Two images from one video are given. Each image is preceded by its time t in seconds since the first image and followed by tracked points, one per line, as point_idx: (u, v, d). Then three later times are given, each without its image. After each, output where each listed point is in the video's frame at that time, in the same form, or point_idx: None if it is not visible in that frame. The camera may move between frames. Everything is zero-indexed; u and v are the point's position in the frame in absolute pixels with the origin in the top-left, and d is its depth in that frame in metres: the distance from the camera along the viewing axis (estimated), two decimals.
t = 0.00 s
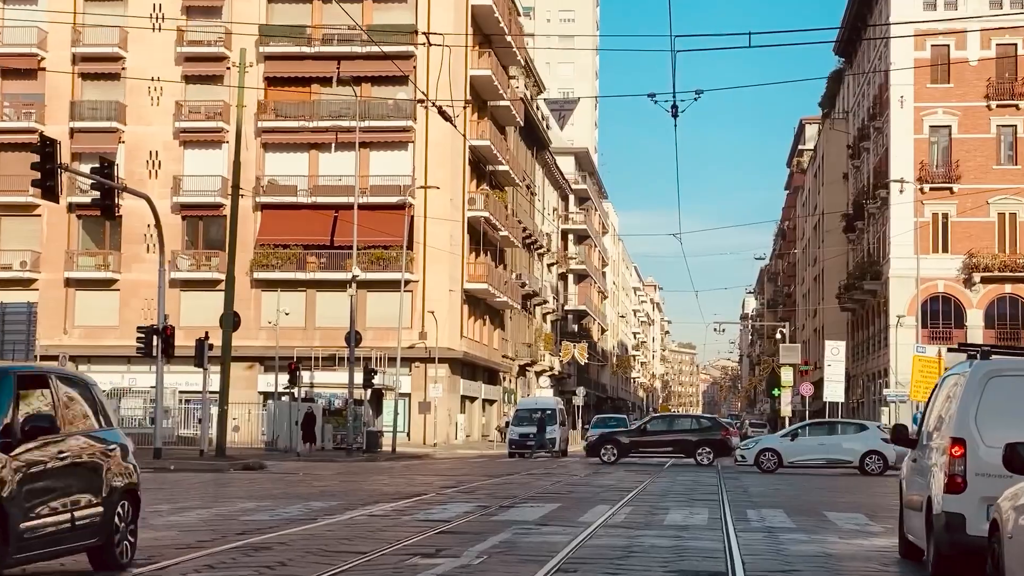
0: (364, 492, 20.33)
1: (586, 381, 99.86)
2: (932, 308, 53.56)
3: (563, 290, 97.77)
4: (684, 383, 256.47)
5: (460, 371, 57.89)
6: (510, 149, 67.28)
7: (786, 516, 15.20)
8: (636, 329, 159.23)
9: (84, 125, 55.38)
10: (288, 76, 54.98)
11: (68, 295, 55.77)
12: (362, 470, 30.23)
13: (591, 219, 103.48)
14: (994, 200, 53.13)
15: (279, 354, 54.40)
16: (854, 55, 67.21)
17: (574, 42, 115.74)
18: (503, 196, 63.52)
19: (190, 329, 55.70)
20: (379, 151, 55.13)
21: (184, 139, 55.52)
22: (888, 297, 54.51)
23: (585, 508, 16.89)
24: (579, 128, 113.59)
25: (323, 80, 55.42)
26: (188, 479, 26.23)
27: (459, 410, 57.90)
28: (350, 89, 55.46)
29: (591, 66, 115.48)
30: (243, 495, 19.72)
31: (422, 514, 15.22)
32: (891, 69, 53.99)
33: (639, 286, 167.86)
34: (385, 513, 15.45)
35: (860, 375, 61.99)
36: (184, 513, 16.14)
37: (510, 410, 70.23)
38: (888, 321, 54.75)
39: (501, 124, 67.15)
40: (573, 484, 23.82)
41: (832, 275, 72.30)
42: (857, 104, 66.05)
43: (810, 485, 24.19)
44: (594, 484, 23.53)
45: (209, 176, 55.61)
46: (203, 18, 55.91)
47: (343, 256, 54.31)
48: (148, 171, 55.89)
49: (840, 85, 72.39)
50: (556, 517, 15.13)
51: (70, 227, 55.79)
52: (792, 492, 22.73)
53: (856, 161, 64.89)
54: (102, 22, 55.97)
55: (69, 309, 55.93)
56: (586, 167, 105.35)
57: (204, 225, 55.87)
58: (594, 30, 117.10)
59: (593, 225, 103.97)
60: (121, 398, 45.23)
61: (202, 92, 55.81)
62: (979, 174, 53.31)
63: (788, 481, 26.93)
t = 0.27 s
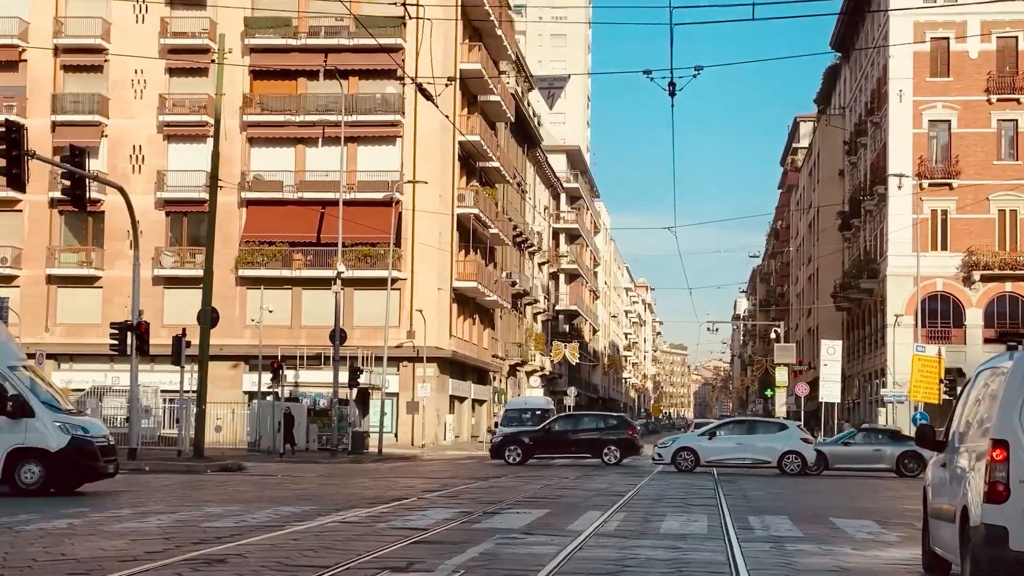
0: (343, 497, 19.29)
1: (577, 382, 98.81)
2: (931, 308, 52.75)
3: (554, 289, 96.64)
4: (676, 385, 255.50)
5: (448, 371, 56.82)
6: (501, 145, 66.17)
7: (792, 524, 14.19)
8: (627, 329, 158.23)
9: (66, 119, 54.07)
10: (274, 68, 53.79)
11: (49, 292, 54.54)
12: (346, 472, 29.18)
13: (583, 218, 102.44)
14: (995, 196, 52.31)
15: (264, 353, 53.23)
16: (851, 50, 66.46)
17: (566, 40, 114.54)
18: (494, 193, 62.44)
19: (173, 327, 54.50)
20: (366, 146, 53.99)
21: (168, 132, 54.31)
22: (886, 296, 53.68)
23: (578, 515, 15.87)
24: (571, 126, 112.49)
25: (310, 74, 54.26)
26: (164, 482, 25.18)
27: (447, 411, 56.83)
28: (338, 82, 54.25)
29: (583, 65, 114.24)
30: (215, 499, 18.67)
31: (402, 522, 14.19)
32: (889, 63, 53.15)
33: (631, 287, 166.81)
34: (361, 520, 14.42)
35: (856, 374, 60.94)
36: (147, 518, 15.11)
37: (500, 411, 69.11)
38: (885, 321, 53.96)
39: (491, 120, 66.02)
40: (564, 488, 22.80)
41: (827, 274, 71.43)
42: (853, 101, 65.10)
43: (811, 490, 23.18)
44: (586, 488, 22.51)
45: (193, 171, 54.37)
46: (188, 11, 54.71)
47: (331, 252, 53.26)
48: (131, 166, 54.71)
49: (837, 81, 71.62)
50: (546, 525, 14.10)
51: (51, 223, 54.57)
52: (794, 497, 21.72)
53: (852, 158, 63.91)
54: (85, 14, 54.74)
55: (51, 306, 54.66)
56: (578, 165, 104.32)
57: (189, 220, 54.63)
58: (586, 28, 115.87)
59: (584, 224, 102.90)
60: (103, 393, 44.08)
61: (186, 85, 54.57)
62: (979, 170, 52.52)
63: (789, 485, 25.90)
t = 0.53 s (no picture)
0: (320, 509, 18.26)
1: (570, 388, 97.79)
2: (930, 313, 51.73)
3: (547, 295, 95.58)
4: (668, 392, 254.35)
5: (438, 377, 55.73)
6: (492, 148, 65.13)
7: (799, 541, 13.18)
8: (620, 335, 157.16)
9: (47, 119, 52.92)
10: (260, 68, 52.72)
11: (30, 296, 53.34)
12: (330, 481, 28.14)
13: (575, 223, 101.43)
14: (995, 199, 51.26)
15: (248, 358, 52.09)
16: (847, 52, 65.51)
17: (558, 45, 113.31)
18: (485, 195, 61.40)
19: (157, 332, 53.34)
20: (355, 147, 52.94)
21: (152, 133, 53.18)
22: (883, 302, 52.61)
23: (569, 529, 14.87)
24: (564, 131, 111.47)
25: (297, 74, 53.09)
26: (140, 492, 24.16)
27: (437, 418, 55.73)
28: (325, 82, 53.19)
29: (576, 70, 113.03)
30: (185, 512, 17.64)
31: (377, 538, 13.18)
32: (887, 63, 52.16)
33: (625, 292, 165.74)
34: (333, 536, 13.41)
35: (853, 382, 59.89)
36: (105, 534, 14.10)
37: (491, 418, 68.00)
38: (883, 327, 52.86)
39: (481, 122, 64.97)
40: (555, 499, 21.77)
41: (823, 279, 70.46)
42: (850, 103, 64.09)
43: (815, 501, 22.15)
44: (578, 499, 21.48)
45: (177, 173, 53.23)
46: (172, 9, 53.64)
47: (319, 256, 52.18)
48: (114, 168, 53.55)
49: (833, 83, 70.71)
50: (534, 541, 13.09)
51: (32, 226, 53.40)
52: (798, 508, 20.70)
53: (849, 161, 62.91)
54: (67, 12, 53.60)
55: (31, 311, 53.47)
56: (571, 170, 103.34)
57: (173, 223, 53.47)
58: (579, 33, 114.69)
59: (577, 229, 101.87)
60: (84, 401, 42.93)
61: (170, 85, 53.46)
62: (978, 172, 51.51)
63: (790, 495, 24.87)
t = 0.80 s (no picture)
0: (293, 524, 17.43)
1: (560, 395, 96.95)
2: (924, 319, 50.85)
3: (537, 301, 94.77)
4: (659, 399, 253.49)
5: (426, 384, 54.85)
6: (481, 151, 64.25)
7: (801, 558, 12.38)
8: (611, 342, 156.31)
9: (26, 121, 51.94)
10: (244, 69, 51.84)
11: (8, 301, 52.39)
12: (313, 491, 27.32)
13: (566, 229, 100.60)
14: (990, 203, 50.38)
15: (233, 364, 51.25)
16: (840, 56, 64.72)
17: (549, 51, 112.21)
18: (474, 200, 60.51)
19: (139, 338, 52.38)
20: (340, 150, 52.05)
21: (133, 136, 52.29)
22: (877, 308, 51.74)
23: (554, 545, 14.05)
24: (554, 136, 110.68)
25: (282, 75, 52.29)
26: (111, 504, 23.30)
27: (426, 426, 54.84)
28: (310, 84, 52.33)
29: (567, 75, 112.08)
30: (150, 527, 16.80)
31: (347, 556, 12.37)
32: (880, 66, 51.36)
33: (615, 298, 164.59)
34: (303, 555, 12.60)
35: (848, 388, 59.07)
36: (61, 551, 13.29)
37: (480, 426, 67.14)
38: (877, 333, 52.03)
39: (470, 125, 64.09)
40: (543, 511, 20.95)
41: (816, 284, 69.66)
42: (843, 106, 63.34)
43: (814, 512, 21.38)
44: (568, 512, 20.67)
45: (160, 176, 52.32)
46: (155, 10, 52.76)
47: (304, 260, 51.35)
48: (94, 170, 52.61)
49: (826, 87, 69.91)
50: (518, 558, 12.27)
51: (12, 230, 52.48)
52: (796, 521, 19.91)
53: (842, 165, 62.10)
54: (47, 13, 52.67)
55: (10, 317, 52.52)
56: (561, 175, 102.52)
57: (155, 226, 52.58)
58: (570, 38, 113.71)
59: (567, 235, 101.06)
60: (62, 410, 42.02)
61: (153, 87, 52.59)
62: (973, 176, 50.64)
63: (787, 506, 24.05)
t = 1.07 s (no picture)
0: (267, 538, 16.54)
1: (551, 402, 96.12)
2: (920, 324, 50.03)
3: (527, 306, 93.91)
4: (650, 405, 252.61)
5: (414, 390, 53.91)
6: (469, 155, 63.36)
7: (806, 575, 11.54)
8: (602, 349, 155.40)
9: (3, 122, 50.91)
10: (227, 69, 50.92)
11: None
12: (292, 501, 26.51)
13: (556, 234, 99.78)
14: (985, 206, 49.56)
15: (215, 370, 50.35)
16: (832, 58, 63.98)
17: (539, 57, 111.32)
18: (463, 203, 59.64)
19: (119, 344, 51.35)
20: (325, 151, 51.11)
21: (113, 137, 51.41)
22: (871, 312, 50.90)
23: (539, 560, 13.30)
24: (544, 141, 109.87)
25: (265, 76, 51.43)
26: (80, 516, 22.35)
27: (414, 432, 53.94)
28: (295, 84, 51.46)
29: (557, 80, 111.15)
30: (113, 541, 15.99)
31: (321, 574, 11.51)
32: (874, 67, 50.55)
33: (606, 304, 163.83)
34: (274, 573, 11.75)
35: (841, 394, 58.25)
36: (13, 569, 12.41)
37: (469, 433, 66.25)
38: (871, 338, 51.17)
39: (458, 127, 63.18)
40: (528, 521, 20.18)
41: (809, 289, 68.86)
42: (835, 109, 62.57)
43: (810, 523, 20.60)
44: (553, 523, 19.91)
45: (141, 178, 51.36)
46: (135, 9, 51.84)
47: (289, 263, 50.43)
48: (73, 173, 51.65)
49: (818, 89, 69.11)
50: (499, 575, 11.51)
51: None
52: (790, 533, 19.15)
53: (835, 168, 61.30)
54: (25, 11, 51.68)
55: None
56: (551, 180, 101.73)
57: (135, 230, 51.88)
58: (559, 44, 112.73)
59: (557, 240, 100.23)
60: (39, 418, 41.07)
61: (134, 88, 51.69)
62: (968, 179, 49.80)
63: (781, 517, 23.29)
